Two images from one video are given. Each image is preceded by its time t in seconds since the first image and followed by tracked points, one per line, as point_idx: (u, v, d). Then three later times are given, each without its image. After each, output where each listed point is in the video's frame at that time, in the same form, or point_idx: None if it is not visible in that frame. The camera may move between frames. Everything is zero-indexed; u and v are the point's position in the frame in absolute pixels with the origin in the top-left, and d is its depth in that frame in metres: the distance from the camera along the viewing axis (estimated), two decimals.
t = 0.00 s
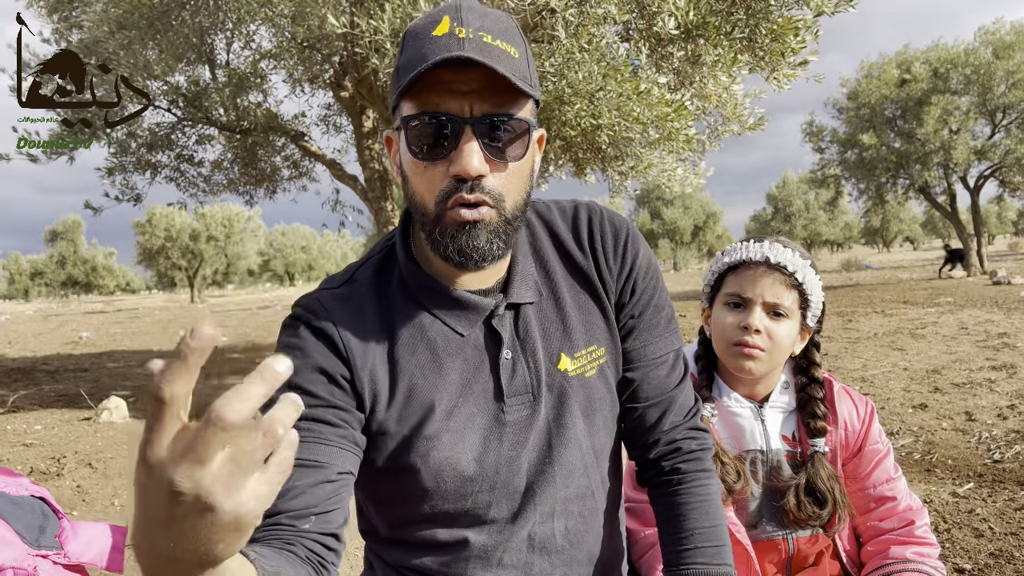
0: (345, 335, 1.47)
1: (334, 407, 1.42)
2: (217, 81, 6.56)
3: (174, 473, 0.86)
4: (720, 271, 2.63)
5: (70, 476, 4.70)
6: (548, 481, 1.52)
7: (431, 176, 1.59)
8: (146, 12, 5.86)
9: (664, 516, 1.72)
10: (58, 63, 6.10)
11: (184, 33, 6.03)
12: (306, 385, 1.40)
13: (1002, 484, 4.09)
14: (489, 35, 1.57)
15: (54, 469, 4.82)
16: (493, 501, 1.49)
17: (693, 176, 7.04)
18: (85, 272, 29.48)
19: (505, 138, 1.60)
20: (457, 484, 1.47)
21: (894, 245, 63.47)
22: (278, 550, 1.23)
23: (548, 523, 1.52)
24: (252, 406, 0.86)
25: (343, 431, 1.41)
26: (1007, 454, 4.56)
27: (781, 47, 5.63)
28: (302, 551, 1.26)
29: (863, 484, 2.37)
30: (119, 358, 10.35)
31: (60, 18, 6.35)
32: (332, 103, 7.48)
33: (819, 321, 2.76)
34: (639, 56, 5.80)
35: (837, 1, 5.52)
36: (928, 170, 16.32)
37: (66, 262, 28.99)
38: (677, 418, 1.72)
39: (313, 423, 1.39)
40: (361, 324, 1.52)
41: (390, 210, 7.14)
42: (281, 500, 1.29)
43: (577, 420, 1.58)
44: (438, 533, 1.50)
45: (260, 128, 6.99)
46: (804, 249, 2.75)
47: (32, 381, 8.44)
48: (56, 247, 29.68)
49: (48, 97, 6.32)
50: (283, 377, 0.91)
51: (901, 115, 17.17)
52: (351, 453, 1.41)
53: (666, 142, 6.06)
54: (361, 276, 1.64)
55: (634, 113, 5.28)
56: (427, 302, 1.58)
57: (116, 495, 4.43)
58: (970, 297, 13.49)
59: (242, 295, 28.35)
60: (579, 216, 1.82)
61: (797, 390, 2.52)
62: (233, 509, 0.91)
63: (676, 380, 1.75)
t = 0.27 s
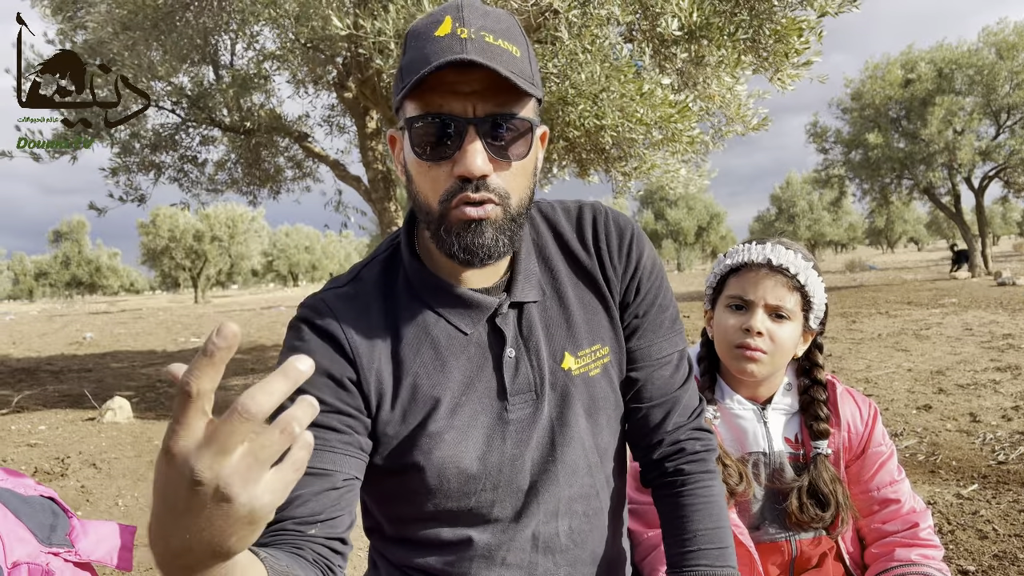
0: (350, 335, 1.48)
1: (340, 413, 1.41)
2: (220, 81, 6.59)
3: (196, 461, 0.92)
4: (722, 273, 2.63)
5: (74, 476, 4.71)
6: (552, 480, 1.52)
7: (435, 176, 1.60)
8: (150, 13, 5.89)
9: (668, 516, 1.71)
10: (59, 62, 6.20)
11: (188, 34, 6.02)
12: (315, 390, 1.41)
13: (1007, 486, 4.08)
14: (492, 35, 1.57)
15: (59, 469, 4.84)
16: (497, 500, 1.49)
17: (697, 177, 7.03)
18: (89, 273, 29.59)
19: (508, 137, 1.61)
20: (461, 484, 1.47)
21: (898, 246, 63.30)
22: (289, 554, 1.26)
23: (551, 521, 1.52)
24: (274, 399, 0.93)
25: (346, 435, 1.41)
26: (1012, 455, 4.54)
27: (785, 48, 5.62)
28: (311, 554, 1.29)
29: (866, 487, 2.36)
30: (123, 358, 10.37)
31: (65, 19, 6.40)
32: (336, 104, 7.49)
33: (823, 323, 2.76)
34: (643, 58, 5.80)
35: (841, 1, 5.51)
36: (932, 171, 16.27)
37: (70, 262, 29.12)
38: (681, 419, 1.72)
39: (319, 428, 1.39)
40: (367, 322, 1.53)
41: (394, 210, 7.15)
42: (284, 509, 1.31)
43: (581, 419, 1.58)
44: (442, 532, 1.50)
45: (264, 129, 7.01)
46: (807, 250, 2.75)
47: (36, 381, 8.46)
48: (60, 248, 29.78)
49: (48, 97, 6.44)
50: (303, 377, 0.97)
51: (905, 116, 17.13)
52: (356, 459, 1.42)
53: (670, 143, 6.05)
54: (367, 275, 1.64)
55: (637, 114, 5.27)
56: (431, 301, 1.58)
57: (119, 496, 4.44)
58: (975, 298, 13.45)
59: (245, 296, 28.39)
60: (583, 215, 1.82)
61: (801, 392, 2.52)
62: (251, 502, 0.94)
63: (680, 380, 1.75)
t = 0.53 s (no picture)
0: (347, 335, 1.49)
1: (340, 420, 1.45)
2: (223, 83, 6.60)
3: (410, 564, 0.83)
4: (725, 274, 2.63)
5: (76, 477, 4.72)
6: (549, 480, 1.52)
7: (428, 173, 1.59)
8: (153, 15, 5.85)
9: (669, 517, 1.71)
10: (59, 62, 6.21)
11: (190, 36, 6.00)
12: (318, 387, 1.45)
13: (1009, 487, 4.07)
14: (500, 42, 1.57)
15: (61, 470, 4.84)
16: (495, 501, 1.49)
17: (699, 178, 7.03)
18: (92, 275, 29.68)
19: (506, 143, 1.60)
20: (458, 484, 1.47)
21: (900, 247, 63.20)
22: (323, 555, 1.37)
23: (549, 521, 1.52)
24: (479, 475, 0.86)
25: (350, 442, 1.45)
26: (1014, 456, 4.54)
27: (787, 48, 5.63)
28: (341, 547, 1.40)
29: (869, 489, 2.36)
30: (126, 359, 10.39)
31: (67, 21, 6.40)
32: (338, 105, 7.50)
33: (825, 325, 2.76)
34: (645, 58, 5.79)
35: (843, 2, 5.51)
36: (935, 172, 16.26)
37: (73, 264, 29.22)
38: (681, 419, 1.72)
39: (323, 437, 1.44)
40: (365, 321, 1.53)
41: (396, 212, 7.15)
42: (308, 516, 1.41)
43: (578, 419, 1.58)
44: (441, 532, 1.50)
45: (266, 130, 7.02)
46: (810, 251, 2.75)
47: (39, 382, 8.48)
48: (63, 249, 29.86)
49: (49, 97, 6.45)
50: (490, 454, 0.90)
51: (908, 116, 17.11)
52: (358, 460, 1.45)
53: (672, 144, 6.06)
54: (366, 275, 1.64)
55: (639, 116, 5.27)
56: (429, 301, 1.57)
57: (122, 497, 4.45)
58: (977, 299, 13.43)
59: (248, 297, 28.43)
60: (583, 215, 1.82)
61: (803, 394, 2.52)
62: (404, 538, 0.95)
63: (680, 381, 1.74)
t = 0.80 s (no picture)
0: (358, 333, 1.50)
1: (367, 391, 1.47)
2: (223, 85, 6.61)
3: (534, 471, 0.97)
4: (724, 276, 2.63)
5: (77, 480, 4.72)
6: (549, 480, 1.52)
7: (424, 187, 1.59)
8: (153, 18, 5.86)
9: (665, 518, 1.71)
10: (59, 63, 6.20)
11: (190, 38, 6.02)
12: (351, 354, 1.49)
13: (1010, 488, 4.07)
14: (497, 56, 1.55)
15: (62, 472, 4.85)
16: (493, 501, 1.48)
17: (698, 180, 7.03)
18: (92, 277, 29.71)
19: (501, 159, 1.59)
20: (460, 484, 1.47)
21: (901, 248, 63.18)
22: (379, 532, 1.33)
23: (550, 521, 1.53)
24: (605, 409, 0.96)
25: (377, 420, 1.44)
26: (1015, 457, 4.54)
27: (786, 50, 5.63)
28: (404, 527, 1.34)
29: (868, 490, 2.36)
30: (126, 361, 10.39)
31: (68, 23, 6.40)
32: (338, 107, 7.51)
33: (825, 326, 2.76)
34: (645, 60, 5.79)
35: (843, 4, 5.51)
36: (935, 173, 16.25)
37: (73, 265, 29.23)
38: (678, 420, 1.72)
39: (352, 418, 1.43)
40: (371, 319, 1.54)
41: (396, 213, 7.15)
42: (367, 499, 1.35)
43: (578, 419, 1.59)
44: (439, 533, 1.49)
45: (266, 132, 7.03)
46: (810, 252, 2.74)
47: (40, 384, 8.48)
48: (64, 251, 29.89)
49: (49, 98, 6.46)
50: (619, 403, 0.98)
51: (908, 117, 17.11)
52: (388, 433, 1.43)
53: (672, 145, 6.06)
54: (368, 276, 1.65)
55: (639, 117, 5.26)
56: (430, 301, 1.57)
57: (122, 499, 4.45)
58: (978, 300, 13.42)
59: (248, 299, 28.44)
60: (581, 217, 1.83)
61: (803, 395, 2.52)
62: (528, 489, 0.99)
63: (678, 382, 1.74)
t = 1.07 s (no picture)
0: (363, 332, 1.49)
1: (370, 393, 1.47)
2: (222, 87, 6.62)
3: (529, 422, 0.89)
4: (721, 278, 2.63)
5: (76, 482, 4.72)
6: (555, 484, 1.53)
7: (457, 211, 1.55)
8: (152, 19, 5.87)
9: (668, 521, 1.72)
10: (59, 63, 6.22)
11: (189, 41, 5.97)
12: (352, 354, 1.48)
13: (1008, 489, 4.07)
14: (498, 64, 1.53)
15: (60, 474, 4.85)
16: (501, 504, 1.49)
17: (697, 181, 7.03)
18: (92, 278, 29.71)
19: (527, 162, 1.57)
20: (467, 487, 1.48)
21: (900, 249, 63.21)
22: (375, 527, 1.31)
23: (554, 525, 1.52)
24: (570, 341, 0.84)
25: (379, 422, 1.44)
26: (1013, 459, 4.54)
27: (785, 52, 5.64)
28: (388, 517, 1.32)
29: (865, 492, 2.36)
30: (125, 363, 10.39)
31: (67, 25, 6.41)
32: (337, 109, 7.51)
33: (822, 328, 2.75)
34: (643, 61, 5.80)
35: (841, 5, 5.51)
36: (934, 174, 16.27)
37: (73, 267, 29.22)
38: (683, 424, 1.72)
39: (353, 420, 1.43)
40: (377, 321, 1.53)
41: (395, 215, 7.15)
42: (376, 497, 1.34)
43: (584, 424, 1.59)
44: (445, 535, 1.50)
45: (265, 133, 7.03)
46: (809, 254, 2.74)
47: (39, 386, 8.48)
48: (64, 252, 29.88)
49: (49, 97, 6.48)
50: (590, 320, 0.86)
51: (907, 118, 17.13)
52: (390, 434, 1.43)
53: (670, 147, 6.06)
54: (374, 278, 1.65)
55: (637, 119, 5.28)
56: (437, 304, 1.57)
57: (120, 501, 4.44)
58: (977, 301, 13.42)
59: (247, 300, 28.42)
60: (587, 221, 1.81)
61: (800, 398, 2.52)
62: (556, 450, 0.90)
63: (683, 387, 1.74)
